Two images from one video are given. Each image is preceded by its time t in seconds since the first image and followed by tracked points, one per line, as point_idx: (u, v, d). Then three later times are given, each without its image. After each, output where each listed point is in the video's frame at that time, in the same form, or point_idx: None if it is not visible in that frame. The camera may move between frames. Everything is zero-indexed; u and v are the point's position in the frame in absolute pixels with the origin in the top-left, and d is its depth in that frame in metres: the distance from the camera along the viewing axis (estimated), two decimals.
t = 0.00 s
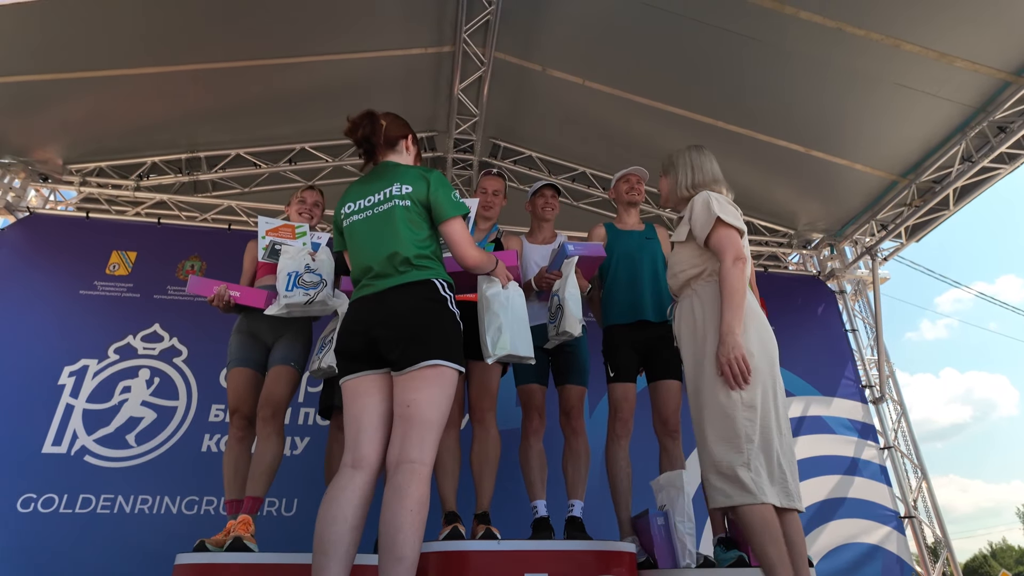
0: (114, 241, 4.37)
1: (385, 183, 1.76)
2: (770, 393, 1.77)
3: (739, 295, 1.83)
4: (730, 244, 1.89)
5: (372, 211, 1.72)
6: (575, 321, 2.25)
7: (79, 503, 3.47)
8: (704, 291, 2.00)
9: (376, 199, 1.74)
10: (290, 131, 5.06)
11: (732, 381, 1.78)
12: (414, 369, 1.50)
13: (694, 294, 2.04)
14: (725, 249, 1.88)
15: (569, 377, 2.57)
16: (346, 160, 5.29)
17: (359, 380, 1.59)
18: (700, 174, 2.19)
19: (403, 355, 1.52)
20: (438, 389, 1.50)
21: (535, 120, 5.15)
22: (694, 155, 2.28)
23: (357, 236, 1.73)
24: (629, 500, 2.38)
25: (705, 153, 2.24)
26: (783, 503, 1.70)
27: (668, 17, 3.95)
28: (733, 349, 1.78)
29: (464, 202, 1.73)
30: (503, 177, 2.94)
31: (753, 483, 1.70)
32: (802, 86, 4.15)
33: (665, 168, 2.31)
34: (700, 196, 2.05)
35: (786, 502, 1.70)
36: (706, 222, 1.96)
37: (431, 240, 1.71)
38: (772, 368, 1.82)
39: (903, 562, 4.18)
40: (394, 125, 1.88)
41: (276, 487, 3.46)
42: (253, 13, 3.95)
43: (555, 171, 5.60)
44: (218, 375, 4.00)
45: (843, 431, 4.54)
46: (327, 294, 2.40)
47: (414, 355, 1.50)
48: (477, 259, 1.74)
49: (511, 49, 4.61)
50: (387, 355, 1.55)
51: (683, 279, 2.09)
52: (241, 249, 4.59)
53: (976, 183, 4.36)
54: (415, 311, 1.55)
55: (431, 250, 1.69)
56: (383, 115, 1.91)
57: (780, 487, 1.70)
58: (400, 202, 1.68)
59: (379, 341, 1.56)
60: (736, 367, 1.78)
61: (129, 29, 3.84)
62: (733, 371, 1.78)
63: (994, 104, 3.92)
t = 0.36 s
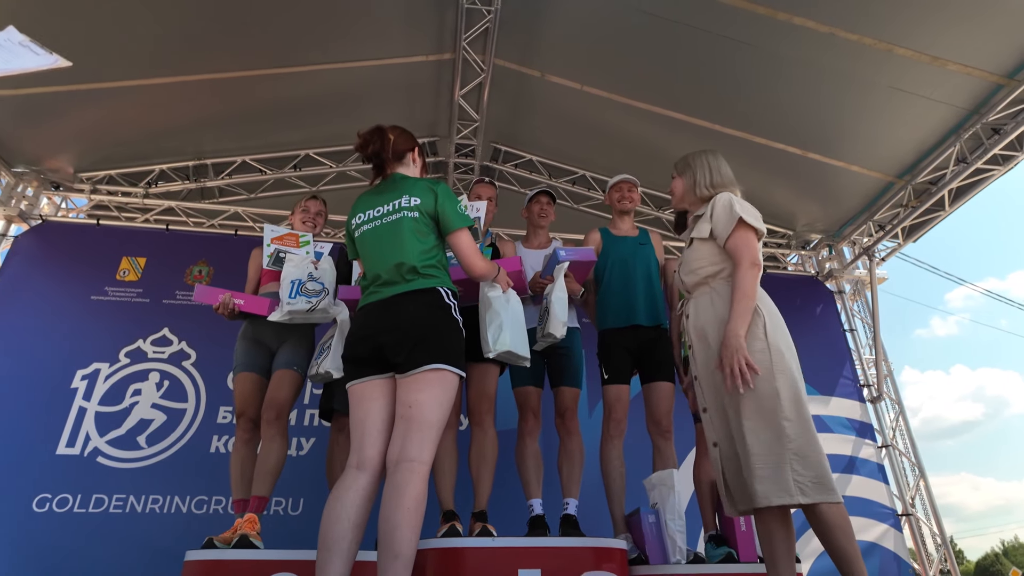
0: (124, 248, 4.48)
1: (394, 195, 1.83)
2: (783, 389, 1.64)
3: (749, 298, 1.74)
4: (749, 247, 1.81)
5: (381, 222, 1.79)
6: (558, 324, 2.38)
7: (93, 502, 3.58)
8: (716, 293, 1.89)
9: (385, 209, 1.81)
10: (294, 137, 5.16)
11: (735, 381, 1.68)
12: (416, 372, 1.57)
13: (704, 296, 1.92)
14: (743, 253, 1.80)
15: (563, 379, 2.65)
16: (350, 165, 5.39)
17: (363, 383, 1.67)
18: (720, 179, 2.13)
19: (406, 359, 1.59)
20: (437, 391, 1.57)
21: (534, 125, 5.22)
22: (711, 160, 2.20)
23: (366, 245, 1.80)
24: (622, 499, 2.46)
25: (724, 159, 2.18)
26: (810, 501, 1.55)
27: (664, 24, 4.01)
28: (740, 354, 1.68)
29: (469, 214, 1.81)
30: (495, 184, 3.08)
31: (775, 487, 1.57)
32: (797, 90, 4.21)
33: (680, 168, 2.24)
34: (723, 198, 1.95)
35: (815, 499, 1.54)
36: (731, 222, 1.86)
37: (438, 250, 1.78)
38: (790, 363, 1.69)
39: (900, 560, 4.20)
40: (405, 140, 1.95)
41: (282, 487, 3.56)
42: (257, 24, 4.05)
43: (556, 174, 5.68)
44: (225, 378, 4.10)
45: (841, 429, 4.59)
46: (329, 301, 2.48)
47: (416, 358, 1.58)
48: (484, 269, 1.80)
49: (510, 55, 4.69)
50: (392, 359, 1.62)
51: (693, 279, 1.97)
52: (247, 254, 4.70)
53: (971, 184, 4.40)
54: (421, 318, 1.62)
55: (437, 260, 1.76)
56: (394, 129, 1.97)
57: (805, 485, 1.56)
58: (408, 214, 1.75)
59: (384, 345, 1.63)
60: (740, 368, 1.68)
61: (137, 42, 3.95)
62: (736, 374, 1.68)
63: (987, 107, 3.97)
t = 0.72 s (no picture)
0: (131, 251, 4.54)
1: (392, 200, 1.86)
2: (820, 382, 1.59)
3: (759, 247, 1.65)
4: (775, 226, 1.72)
5: (379, 227, 1.82)
6: (556, 329, 2.39)
7: (102, 501, 3.65)
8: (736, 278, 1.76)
9: (383, 215, 1.84)
10: (297, 139, 5.21)
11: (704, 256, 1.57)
12: (413, 375, 1.60)
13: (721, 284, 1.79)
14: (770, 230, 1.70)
15: (559, 379, 2.69)
16: (353, 166, 5.43)
17: (360, 385, 1.70)
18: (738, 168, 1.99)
19: (403, 362, 1.62)
20: (433, 394, 1.60)
21: (535, 124, 5.24)
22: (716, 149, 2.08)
23: (365, 249, 1.83)
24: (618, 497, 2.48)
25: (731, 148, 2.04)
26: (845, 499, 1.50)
27: (662, 22, 4.02)
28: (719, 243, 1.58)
29: (465, 219, 1.83)
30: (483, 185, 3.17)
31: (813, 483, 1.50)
32: (797, 87, 4.20)
33: (698, 155, 2.02)
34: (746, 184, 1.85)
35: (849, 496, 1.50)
36: (761, 204, 1.75)
37: (435, 254, 1.81)
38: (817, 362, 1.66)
39: (904, 556, 4.19)
40: (405, 150, 1.97)
41: (282, 485, 3.61)
42: (258, 28, 4.09)
43: (558, 173, 5.69)
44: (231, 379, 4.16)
45: (844, 426, 4.59)
46: (324, 303, 2.50)
47: (412, 361, 1.61)
48: (478, 274, 1.81)
49: (510, 55, 4.71)
50: (388, 361, 1.65)
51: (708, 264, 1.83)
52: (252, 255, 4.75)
53: (974, 178, 4.37)
54: (418, 321, 1.66)
55: (434, 264, 1.79)
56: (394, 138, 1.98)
57: (843, 480, 1.50)
58: (406, 219, 1.78)
59: (381, 348, 1.66)
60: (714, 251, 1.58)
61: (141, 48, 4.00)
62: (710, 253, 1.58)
63: (989, 101, 3.94)
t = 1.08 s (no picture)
0: (135, 251, 4.57)
1: (380, 194, 1.84)
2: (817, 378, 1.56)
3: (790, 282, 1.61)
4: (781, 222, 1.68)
5: (366, 221, 1.80)
6: (549, 322, 2.38)
7: (108, 500, 3.68)
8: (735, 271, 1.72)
9: (370, 208, 1.82)
10: (299, 138, 5.21)
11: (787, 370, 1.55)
12: (398, 369, 1.57)
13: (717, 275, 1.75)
14: (777, 227, 1.67)
15: (557, 374, 2.67)
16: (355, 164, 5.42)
17: (346, 384, 1.68)
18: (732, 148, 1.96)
19: (388, 358, 1.60)
20: (420, 391, 1.57)
21: (537, 119, 5.21)
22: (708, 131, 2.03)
23: (352, 244, 1.81)
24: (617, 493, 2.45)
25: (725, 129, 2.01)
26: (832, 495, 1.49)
27: (662, 12, 3.96)
28: (787, 337, 1.56)
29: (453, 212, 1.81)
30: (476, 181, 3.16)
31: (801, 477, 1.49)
32: (801, 76, 4.12)
33: (693, 134, 1.99)
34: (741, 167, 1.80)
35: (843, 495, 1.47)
36: (763, 192, 1.70)
37: (423, 248, 1.79)
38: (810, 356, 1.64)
39: (915, 552, 4.12)
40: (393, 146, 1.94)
41: (279, 481, 3.63)
42: (256, 27, 4.08)
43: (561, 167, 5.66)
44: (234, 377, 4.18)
45: (854, 420, 4.50)
46: (314, 298, 2.51)
47: (399, 357, 1.58)
48: (472, 265, 1.76)
49: (510, 50, 4.67)
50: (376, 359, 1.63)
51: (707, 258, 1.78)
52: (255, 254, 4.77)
53: (986, 166, 4.27)
54: (406, 315, 1.64)
55: (422, 258, 1.77)
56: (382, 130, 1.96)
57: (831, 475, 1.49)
58: (394, 212, 1.76)
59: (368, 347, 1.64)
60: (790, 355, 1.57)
61: (142, 48, 4.01)
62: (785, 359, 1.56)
63: (1000, 87, 3.85)
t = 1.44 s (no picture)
0: (140, 252, 4.59)
1: (329, 191, 1.80)
2: (742, 372, 1.41)
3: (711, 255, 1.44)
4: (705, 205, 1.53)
5: (315, 218, 1.76)
6: (542, 316, 2.31)
7: (114, 499, 3.70)
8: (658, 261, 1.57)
9: (320, 205, 1.78)
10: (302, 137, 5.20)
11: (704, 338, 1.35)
12: (350, 368, 1.54)
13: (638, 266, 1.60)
14: (699, 210, 1.51)
15: (553, 369, 2.60)
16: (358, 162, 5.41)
17: (292, 380, 1.63)
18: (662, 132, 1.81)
19: (338, 356, 1.56)
20: (375, 388, 1.54)
21: (540, 112, 5.15)
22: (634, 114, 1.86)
23: (300, 241, 1.76)
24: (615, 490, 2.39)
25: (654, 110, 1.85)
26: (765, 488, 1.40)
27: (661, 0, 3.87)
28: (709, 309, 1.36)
29: (405, 208, 1.76)
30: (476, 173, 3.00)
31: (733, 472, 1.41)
32: (807, 62, 4.01)
33: (623, 118, 1.81)
34: (671, 153, 1.65)
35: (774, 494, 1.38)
36: (689, 178, 1.55)
37: (373, 244, 1.74)
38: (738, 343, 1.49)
39: (934, 550, 4.00)
40: (348, 140, 1.91)
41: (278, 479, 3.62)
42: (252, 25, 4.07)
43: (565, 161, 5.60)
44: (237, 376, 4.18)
45: (868, 415, 4.38)
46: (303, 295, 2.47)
47: (348, 353, 1.55)
48: (429, 259, 1.78)
49: (509, 43, 4.61)
50: (324, 356, 1.58)
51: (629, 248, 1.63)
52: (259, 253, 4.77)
53: (1002, 151, 4.13)
54: (352, 311, 1.59)
55: (371, 254, 1.72)
56: (337, 125, 1.94)
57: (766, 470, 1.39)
58: (340, 209, 1.72)
59: (316, 345, 1.59)
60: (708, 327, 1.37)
61: (142, 50, 4.02)
62: (703, 329, 1.36)
63: (1015, 67, 3.71)
